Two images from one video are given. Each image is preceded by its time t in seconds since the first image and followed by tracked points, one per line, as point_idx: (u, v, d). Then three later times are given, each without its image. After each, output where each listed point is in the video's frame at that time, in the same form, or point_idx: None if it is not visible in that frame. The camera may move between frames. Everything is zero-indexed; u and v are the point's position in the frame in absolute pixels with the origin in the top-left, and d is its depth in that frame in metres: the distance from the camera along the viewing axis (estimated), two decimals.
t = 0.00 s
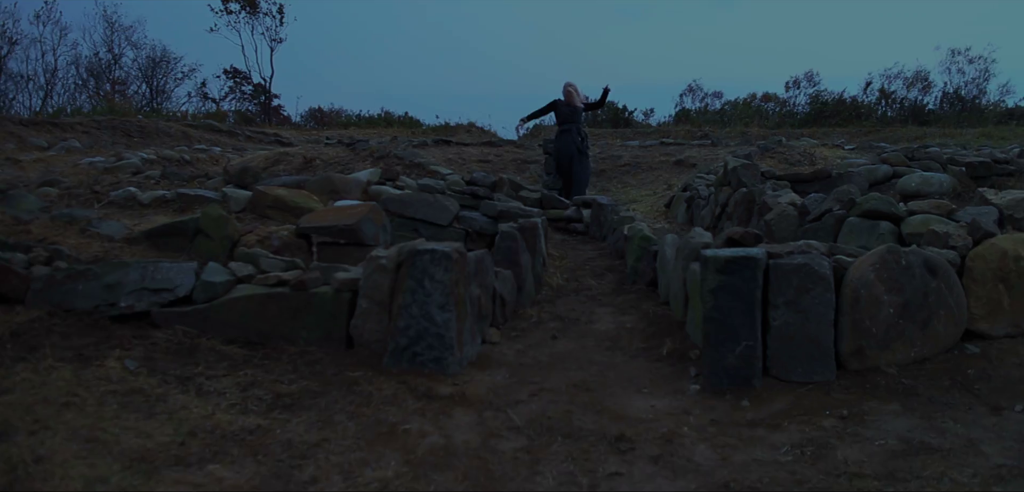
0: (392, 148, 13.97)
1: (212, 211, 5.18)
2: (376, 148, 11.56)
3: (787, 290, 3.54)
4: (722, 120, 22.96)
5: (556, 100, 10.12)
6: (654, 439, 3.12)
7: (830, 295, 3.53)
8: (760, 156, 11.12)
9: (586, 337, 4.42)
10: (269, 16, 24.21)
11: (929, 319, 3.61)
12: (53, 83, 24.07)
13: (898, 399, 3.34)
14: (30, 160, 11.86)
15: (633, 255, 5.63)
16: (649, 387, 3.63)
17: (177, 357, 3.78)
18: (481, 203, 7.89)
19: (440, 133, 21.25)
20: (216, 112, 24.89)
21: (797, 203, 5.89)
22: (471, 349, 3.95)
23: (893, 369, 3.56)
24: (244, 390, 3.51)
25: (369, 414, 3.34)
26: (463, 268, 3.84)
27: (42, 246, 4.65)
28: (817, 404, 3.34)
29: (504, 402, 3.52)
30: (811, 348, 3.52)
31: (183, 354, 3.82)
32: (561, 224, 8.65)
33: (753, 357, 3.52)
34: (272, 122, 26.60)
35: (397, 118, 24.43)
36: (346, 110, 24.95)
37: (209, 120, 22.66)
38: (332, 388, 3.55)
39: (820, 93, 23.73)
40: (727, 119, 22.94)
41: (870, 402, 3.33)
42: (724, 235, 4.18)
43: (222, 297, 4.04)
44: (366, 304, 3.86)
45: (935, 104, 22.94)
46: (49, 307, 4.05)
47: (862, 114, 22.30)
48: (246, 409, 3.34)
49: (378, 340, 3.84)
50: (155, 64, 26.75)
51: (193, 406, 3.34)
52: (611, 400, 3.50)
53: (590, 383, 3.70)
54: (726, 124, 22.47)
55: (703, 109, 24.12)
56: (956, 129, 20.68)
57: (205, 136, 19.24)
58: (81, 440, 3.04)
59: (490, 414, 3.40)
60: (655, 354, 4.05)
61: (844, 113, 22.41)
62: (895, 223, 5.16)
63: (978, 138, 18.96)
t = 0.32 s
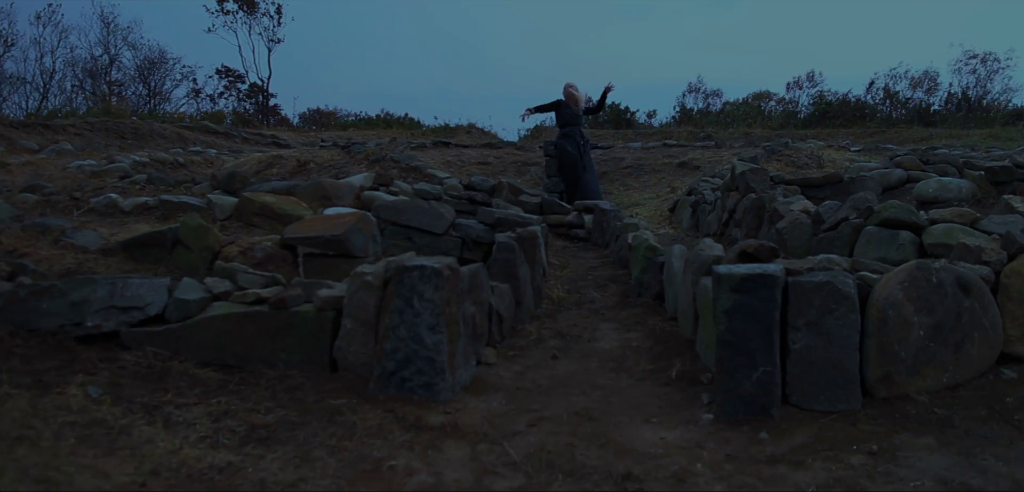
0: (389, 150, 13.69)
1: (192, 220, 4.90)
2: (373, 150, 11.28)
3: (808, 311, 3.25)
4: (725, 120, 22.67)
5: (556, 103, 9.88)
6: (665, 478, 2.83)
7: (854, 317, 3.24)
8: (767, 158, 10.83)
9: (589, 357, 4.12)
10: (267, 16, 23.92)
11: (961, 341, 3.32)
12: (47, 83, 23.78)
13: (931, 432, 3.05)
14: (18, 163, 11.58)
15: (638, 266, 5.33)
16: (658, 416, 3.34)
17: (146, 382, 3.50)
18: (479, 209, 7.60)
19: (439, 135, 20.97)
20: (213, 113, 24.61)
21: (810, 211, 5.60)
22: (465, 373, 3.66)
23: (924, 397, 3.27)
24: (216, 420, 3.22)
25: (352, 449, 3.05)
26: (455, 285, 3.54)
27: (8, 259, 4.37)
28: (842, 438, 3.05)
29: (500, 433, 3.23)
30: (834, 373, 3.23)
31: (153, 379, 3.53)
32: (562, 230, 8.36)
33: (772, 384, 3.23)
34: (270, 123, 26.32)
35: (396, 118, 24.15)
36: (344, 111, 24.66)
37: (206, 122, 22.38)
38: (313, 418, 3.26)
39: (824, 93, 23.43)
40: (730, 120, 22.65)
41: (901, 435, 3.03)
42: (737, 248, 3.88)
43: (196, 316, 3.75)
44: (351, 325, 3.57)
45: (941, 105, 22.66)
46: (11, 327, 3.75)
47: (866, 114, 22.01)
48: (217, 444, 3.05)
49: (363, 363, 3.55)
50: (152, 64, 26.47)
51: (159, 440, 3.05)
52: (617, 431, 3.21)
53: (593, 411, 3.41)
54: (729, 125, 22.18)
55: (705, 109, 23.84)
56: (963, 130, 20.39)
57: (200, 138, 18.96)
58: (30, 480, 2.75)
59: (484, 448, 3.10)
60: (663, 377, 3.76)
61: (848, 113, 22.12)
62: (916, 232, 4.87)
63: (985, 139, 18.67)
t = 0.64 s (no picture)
0: (379, 152, 13.39)
1: (160, 230, 4.61)
2: (361, 153, 10.97)
3: (825, 335, 2.96)
4: (720, 121, 22.41)
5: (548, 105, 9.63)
6: None
7: (876, 341, 2.95)
8: (764, 160, 10.54)
9: (584, 379, 3.83)
10: (256, 15, 23.62)
11: (993, 367, 3.06)
12: (33, 83, 23.43)
13: (963, 471, 2.75)
14: None
15: (636, 277, 5.05)
16: (660, 450, 3.04)
17: (99, 412, 3.19)
18: (469, 214, 7.30)
19: (431, 136, 20.67)
20: (201, 114, 24.25)
21: (816, 219, 5.31)
22: (450, 399, 3.35)
23: (953, 429, 2.99)
24: (173, 456, 2.91)
25: (322, 490, 2.74)
26: (438, 305, 3.25)
27: None
28: (866, 479, 2.75)
29: (487, 469, 2.92)
30: (854, 403, 2.95)
31: (107, 408, 3.23)
32: (555, 235, 8.07)
33: (786, 416, 2.93)
34: (259, 123, 25.98)
35: (387, 119, 23.84)
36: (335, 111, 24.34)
37: (194, 123, 22.04)
38: (280, 453, 2.95)
39: (819, 94, 23.18)
40: (725, 121, 22.39)
41: (931, 475, 2.74)
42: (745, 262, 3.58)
43: (156, 337, 3.45)
44: (324, 349, 3.27)
45: (937, 106, 22.42)
46: None
47: (862, 116, 21.76)
48: (171, 485, 2.74)
49: (337, 390, 3.25)
50: (140, 64, 26.13)
51: (107, 480, 2.75)
52: (616, 468, 2.91)
53: (590, 443, 3.11)
54: (724, 126, 21.90)
55: (700, 110, 23.57)
56: (960, 131, 20.15)
57: (187, 139, 18.63)
58: None
59: (470, 487, 2.80)
60: (664, 404, 3.47)
61: (844, 114, 21.87)
62: (930, 243, 4.62)
63: (983, 141, 18.42)
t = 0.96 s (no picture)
0: (363, 155, 13.08)
1: (122, 240, 4.28)
2: (345, 155, 10.67)
3: (847, 364, 2.67)
4: (710, 122, 22.16)
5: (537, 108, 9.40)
6: None
7: (902, 370, 2.68)
8: (759, 163, 10.28)
9: (577, 404, 3.53)
10: (240, 15, 23.29)
11: None
12: (13, 84, 23.06)
13: None
14: None
15: (630, 289, 4.74)
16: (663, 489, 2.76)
17: (41, 447, 2.89)
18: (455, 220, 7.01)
19: (417, 137, 20.38)
20: (184, 114, 23.89)
21: (822, 227, 5.04)
22: (432, 431, 3.06)
23: (985, 466, 2.75)
24: None
25: None
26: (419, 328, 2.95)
27: None
28: None
29: None
30: (879, 438, 2.67)
31: (50, 442, 2.93)
32: (545, 241, 7.78)
33: (804, 452, 2.65)
34: (243, 124, 25.64)
35: (373, 120, 23.54)
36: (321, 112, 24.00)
37: (176, 124, 21.69)
38: None
39: (809, 95, 22.96)
40: (715, 122, 22.14)
41: None
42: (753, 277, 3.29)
43: (108, 363, 3.14)
44: (293, 376, 2.97)
45: (929, 108, 22.22)
46: None
47: (852, 117, 21.53)
48: None
49: (307, 422, 2.95)
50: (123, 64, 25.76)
51: None
52: None
53: (586, 482, 2.82)
54: (714, 127, 21.65)
55: (689, 111, 23.32)
56: (952, 133, 19.93)
57: (169, 140, 18.28)
58: None
59: None
60: (666, 434, 3.18)
61: (835, 115, 21.64)
62: (945, 254, 4.34)
63: (976, 143, 18.22)
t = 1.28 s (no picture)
0: (346, 158, 12.79)
1: (77, 253, 3.97)
2: (326, 158, 10.36)
3: (875, 401, 2.40)
4: (698, 124, 21.93)
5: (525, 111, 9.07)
6: None
7: (937, 406, 2.43)
8: (751, 167, 10.02)
9: (570, 435, 3.24)
10: (221, 14, 22.96)
11: None
12: None
13: None
14: None
15: (624, 306, 4.45)
16: None
17: None
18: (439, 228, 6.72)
19: (402, 139, 20.09)
20: (164, 115, 23.52)
21: (827, 238, 4.77)
22: (411, 471, 2.76)
23: None
24: None
25: None
26: (396, 358, 2.65)
27: None
28: None
29: None
30: (911, 483, 2.43)
31: None
32: (532, 249, 7.51)
33: None
34: (225, 125, 25.29)
35: (357, 121, 23.23)
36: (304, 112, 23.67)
37: (156, 125, 21.33)
38: None
39: (798, 96, 22.75)
40: (703, 123, 21.90)
41: None
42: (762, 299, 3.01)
43: (51, 396, 2.82)
44: (255, 411, 2.66)
45: (918, 109, 22.03)
46: None
47: (841, 118, 21.32)
48: None
49: (271, 463, 2.64)
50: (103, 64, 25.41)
51: None
52: None
53: None
54: (702, 129, 21.42)
55: (677, 112, 23.09)
56: (942, 134, 19.73)
57: (147, 142, 17.93)
58: None
59: None
60: (668, 473, 2.89)
61: (824, 116, 21.43)
62: (961, 267, 4.08)
63: (965, 144, 18.02)
